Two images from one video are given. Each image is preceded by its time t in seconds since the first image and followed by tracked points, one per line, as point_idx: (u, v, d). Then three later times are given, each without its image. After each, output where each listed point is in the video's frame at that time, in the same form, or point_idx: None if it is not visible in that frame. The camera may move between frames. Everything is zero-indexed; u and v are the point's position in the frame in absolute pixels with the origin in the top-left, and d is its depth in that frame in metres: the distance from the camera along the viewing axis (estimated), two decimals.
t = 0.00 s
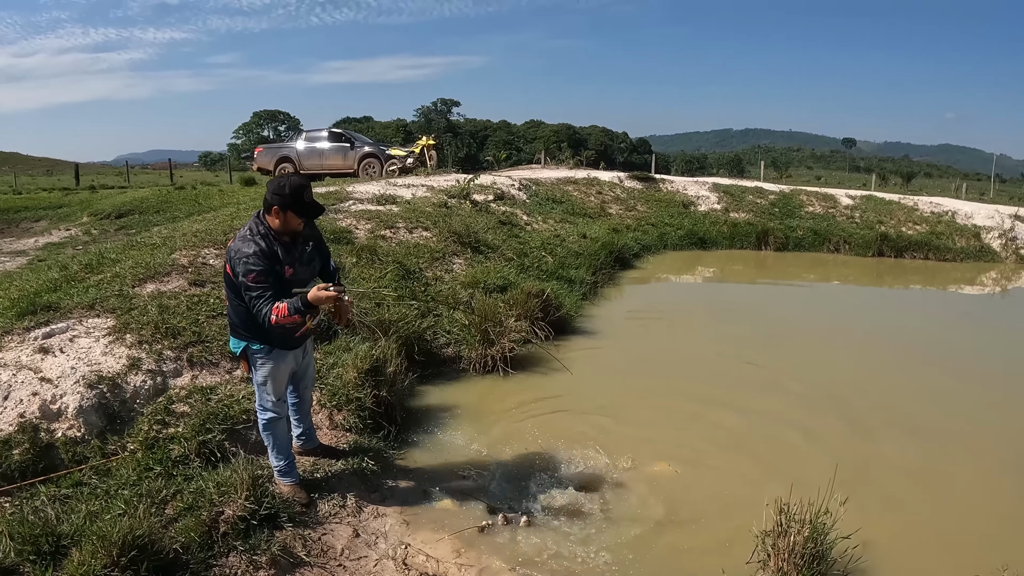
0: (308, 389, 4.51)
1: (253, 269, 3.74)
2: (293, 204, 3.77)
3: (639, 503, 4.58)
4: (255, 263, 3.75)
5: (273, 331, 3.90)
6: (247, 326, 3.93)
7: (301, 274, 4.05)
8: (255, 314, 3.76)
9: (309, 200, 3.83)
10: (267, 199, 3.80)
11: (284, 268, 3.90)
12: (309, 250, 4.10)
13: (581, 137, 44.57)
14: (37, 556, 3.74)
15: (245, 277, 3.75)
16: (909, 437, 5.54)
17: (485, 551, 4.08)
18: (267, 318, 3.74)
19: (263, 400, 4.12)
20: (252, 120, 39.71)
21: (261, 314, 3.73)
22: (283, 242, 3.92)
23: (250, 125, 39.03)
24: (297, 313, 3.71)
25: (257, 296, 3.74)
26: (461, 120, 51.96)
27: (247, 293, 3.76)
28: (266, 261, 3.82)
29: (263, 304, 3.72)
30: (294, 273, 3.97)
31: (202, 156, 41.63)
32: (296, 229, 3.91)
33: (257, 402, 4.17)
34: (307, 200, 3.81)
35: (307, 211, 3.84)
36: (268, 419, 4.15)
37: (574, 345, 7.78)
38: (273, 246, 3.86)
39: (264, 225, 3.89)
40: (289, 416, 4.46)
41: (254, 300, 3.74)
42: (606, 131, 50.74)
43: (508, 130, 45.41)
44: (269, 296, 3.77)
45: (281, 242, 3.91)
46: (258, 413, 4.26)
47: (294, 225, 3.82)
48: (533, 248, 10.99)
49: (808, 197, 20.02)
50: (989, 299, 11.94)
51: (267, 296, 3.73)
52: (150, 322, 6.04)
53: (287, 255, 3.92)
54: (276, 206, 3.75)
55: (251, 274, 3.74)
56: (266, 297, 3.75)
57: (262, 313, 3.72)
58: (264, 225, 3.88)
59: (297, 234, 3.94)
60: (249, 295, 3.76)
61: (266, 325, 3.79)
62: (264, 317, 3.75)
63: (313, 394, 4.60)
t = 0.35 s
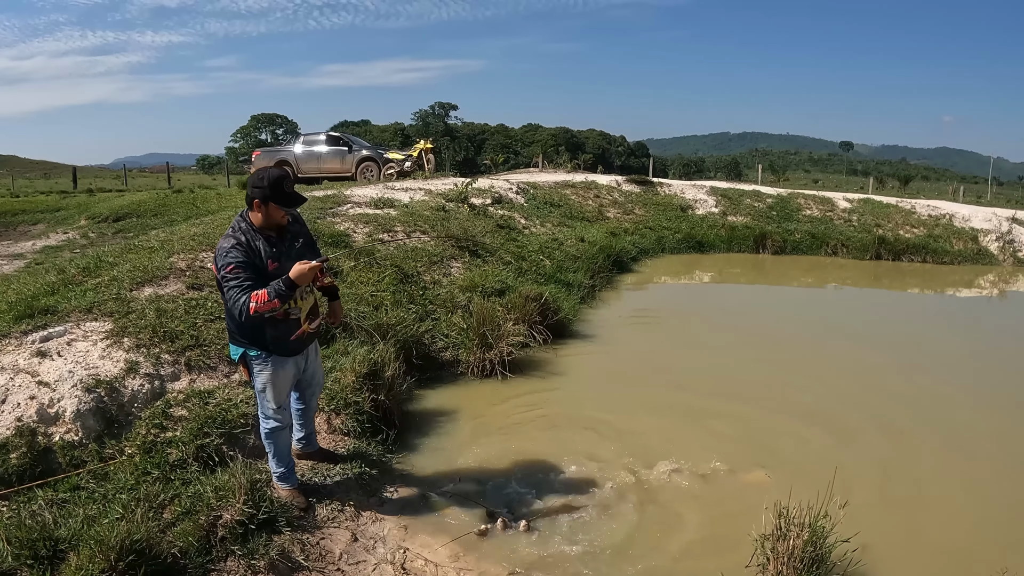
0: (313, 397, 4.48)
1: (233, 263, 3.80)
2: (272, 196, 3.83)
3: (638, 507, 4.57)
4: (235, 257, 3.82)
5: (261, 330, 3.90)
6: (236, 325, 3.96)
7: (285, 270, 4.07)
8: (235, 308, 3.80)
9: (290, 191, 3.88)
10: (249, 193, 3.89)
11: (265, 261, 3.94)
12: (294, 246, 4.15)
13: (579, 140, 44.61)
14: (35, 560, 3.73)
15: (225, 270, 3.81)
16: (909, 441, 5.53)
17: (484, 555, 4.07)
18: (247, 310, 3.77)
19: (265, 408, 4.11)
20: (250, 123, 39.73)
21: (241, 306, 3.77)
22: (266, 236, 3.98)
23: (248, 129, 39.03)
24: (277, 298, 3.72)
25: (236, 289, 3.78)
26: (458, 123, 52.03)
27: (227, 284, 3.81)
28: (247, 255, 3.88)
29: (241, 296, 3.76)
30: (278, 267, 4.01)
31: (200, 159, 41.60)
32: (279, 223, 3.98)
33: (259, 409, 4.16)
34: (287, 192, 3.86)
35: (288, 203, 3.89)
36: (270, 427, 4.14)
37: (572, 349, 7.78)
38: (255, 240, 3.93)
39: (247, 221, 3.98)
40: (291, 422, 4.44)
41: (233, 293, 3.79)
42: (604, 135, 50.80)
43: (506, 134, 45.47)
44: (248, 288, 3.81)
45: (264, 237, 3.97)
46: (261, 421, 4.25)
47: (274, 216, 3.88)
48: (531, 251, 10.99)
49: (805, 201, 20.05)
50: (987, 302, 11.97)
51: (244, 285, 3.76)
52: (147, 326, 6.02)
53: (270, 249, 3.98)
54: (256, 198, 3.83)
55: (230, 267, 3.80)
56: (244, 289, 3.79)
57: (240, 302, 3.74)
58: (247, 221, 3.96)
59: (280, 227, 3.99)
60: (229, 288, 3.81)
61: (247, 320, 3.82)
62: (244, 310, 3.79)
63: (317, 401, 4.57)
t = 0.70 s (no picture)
0: (310, 402, 4.45)
1: (225, 265, 3.79)
2: (260, 193, 3.86)
3: (634, 509, 4.56)
4: (227, 259, 3.81)
5: (256, 331, 3.88)
6: (230, 329, 3.93)
7: (276, 270, 4.08)
8: (231, 309, 3.79)
9: (274, 187, 3.92)
10: (235, 195, 3.92)
11: (257, 262, 3.95)
12: (284, 246, 4.16)
13: (574, 142, 44.68)
14: (30, 564, 3.71)
15: (218, 273, 3.80)
16: (909, 443, 5.53)
17: (480, 559, 4.05)
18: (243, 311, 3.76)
19: (261, 413, 4.08)
20: (245, 126, 39.64)
21: (238, 308, 3.76)
22: (256, 237, 4.00)
23: (244, 132, 39.00)
24: (274, 297, 3.73)
25: (231, 290, 3.77)
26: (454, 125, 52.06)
27: (221, 291, 3.80)
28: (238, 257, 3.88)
29: (237, 297, 3.76)
30: (269, 267, 4.02)
31: (196, 161, 41.44)
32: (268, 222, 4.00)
33: (254, 414, 4.14)
34: (272, 189, 3.91)
35: (275, 200, 3.93)
36: (266, 432, 4.12)
37: (569, 351, 7.77)
38: (245, 241, 3.93)
39: (236, 223, 3.98)
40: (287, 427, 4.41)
41: (228, 296, 3.78)
42: (600, 136, 50.85)
43: (502, 136, 45.50)
44: (244, 289, 3.81)
45: (253, 238, 3.98)
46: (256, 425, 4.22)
47: (262, 212, 3.91)
48: (527, 253, 10.99)
49: (801, 203, 20.06)
50: (982, 303, 12.00)
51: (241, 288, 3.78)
52: (143, 328, 6.00)
53: (260, 250, 3.98)
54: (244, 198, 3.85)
55: (223, 269, 3.79)
56: (240, 291, 3.79)
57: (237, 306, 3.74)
58: (236, 223, 3.97)
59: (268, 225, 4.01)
60: (223, 291, 3.79)
61: (243, 321, 3.81)
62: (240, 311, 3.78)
63: (314, 406, 4.54)
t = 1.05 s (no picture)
0: (289, 409, 4.33)
1: (199, 268, 3.72)
2: (229, 194, 3.80)
3: (615, 512, 4.54)
4: (201, 262, 3.74)
5: (234, 335, 3.80)
6: (206, 334, 3.85)
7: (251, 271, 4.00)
8: (208, 314, 3.71)
9: (243, 185, 3.86)
10: (204, 196, 3.85)
11: (230, 264, 3.87)
12: (258, 247, 4.09)
13: (548, 145, 44.90)
14: None
15: (192, 277, 3.72)
16: (896, 442, 5.55)
17: (461, 563, 4.00)
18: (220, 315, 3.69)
19: (239, 420, 3.97)
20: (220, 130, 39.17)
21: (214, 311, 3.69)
22: (228, 239, 3.92)
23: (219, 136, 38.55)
24: (251, 298, 3.68)
25: (207, 294, 3.70)
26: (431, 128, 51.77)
27: (197, 295, 3.73)
28: (212, 260, 3.81)
29: (213, 301, 3.68)
30: (243, 269, 3.94)
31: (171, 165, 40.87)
32: (240, 223, 3.93)
33: (232, 421, 4.02)
34: (241, 189, 3.85)
35: (244, 200, 3.87)
36: (243, 439, 4.00)
37: (546, 354, 7.76)
38: (218, 244, 3.86)
39: (207, 227, 3.91)
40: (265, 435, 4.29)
41: (203, 299, 3.70)
42: (577, 139, 50.94)
43: (479, 139, 45.48)
44: (219, 293, 3.74)
45: (225, 240, 3.90)
46: (233, 432, 4.10)
47: (233, 211, 3.84)
48: (503, 257, 10.98)
49: (776, 203, 20.19)
50: (955, 301, 12.19)
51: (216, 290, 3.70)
52: (118, 336, 5.88)
53: (233, 252, 3.91)
54: (214, 199, 3.78)
55: (197, 273, 3.72)
56: (216, 294, 3.72)
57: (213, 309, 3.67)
58: (206, 227, 3.89)
59: (239, 226, 3.94)
60: (199, 295, 3.72)
61: (220, 325, 3.73)
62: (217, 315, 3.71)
63: (293, 413, 4.42)
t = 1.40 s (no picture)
0: (250, 419, 4.20)
1: (158, 278, 3.57)
2: (186, 200, 3.66)
3: (581, 515, 4.51)
4: (159, 271, 3.59)
5: (194, 344, 3.64)
6: (164, 344, 3.67)
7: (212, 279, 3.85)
8: (167, 324, 3.56)
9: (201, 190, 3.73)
10: (159, 204, 3.69)
11: (189, 273, 3.71)
12: (217, 255, 3.93)
13: (506, 149, 45.03)
14: None
15: (150, 287, 3.57)
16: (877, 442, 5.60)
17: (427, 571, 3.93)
18: (180, 324, 3.54)
19: (200, 430, 3.81)
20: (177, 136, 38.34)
21: (173, 321, 3.54)
22: (186, 246, 3.77)
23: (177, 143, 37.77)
24: (210, 306, 3.53)
25: (165, 304, 3.55)
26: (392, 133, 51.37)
27: (155, 306, 3.57)
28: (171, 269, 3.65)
29: (172, 310, 3.53)
30: (202, 277, 3.78)
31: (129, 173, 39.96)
32: (198, 231, 3.79)
33: (192, 431, 3.85)
34: (198, 196, 3.72)
35: (202, 207, 3.75)
36: (205, 449, 3.84)
37: (507, 358, 7.76)
38: (176, 252, 3.70)
39: (164, 236, 3.75)
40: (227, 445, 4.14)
41: (162, 310, 3.55)
42: (538, 144, 51.04)
43: (440, 144, 45.33)
44: (178, 302, 3.59)
45: (183, 249, 3.75)
46: (193, 443, 3.93)
47: (191, 219, 3.70)
48: (462, 262, 10.95)
49: (734, 205, 20.39)
50: (912, 298, 12.46)
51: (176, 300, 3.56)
52: (75, 348, 5.71)
53: (192, 260, 3.76)
54: (170, 206, 3.64)
55: (155, 282, 3.56)
56: (175, 304, 3.57)
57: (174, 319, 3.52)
58: (163, 235, 3.74)
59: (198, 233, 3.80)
60: (157, 305, 3.56)
61: (179, 335, 3.57)
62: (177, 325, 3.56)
63: (254, 423, 4.29)
